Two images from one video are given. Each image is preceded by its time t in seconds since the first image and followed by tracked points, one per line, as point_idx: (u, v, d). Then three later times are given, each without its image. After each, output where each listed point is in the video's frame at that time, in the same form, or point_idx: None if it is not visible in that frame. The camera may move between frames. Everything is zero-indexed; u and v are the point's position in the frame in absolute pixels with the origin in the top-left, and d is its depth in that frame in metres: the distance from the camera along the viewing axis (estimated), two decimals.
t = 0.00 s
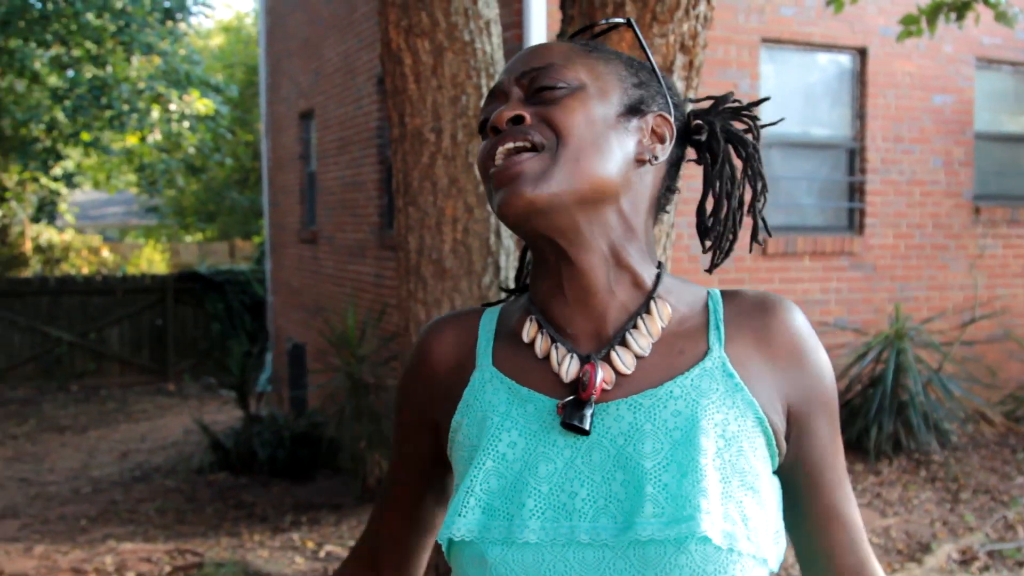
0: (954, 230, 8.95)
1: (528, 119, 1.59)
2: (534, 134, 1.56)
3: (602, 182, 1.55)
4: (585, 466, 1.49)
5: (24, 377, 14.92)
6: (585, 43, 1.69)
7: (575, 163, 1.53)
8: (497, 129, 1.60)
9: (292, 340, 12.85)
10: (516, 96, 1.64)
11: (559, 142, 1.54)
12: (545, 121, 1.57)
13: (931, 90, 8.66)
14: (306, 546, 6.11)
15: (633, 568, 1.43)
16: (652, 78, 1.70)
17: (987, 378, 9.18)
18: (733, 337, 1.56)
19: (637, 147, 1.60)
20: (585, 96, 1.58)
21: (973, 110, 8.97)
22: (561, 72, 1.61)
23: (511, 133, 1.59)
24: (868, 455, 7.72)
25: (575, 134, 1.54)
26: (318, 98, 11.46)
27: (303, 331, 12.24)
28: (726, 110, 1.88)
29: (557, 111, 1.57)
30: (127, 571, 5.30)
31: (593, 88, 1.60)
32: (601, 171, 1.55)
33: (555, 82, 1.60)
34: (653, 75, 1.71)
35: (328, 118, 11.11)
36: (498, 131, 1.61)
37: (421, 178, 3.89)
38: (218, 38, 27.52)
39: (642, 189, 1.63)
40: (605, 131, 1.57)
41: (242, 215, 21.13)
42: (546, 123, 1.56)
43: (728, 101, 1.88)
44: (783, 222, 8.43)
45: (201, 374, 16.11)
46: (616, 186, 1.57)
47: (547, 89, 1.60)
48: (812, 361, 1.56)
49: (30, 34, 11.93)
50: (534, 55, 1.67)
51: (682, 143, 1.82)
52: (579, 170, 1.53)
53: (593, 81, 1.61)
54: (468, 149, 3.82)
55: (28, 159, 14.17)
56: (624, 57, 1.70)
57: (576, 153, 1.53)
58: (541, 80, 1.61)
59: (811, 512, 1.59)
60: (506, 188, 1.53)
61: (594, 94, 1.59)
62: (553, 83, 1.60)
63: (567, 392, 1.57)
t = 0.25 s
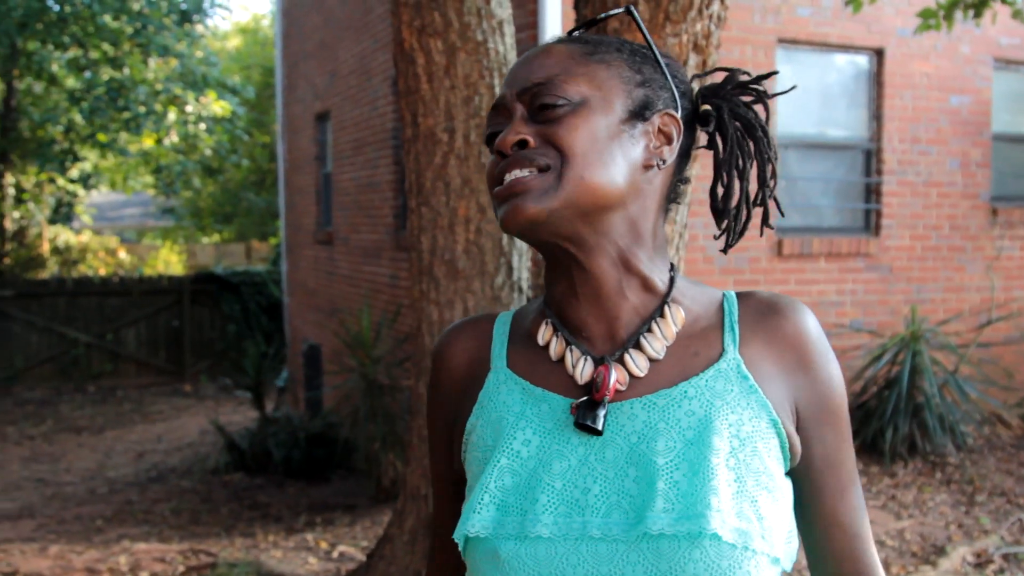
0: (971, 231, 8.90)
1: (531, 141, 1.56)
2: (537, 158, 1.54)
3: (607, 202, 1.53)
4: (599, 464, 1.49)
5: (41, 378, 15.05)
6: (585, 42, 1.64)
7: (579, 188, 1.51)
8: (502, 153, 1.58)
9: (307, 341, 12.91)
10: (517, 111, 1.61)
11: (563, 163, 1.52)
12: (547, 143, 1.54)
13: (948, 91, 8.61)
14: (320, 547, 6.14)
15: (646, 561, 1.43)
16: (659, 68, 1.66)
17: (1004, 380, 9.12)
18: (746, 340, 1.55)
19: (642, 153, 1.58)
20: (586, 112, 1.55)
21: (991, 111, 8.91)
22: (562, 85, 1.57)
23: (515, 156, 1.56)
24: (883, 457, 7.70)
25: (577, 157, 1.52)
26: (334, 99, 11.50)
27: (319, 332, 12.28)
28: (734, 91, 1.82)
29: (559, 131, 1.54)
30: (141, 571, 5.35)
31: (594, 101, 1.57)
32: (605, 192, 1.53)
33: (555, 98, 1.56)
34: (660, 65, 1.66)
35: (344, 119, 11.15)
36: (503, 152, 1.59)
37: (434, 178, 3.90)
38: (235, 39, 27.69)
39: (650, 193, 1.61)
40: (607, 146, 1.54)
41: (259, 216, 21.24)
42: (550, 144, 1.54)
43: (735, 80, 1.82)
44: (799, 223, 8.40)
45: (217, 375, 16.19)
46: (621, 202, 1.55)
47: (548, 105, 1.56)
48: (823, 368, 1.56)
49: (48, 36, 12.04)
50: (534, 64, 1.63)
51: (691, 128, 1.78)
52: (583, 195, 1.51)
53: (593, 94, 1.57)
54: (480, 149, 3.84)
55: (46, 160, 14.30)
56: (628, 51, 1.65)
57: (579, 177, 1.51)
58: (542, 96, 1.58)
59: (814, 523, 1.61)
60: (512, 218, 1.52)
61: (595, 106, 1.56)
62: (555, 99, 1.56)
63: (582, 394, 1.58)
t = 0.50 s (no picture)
0: (983, 230, 8.86)
1: (523, 146, 1.54)
2: (529, 165, 1.52)
3: (600, 208, 1.52)
4: (598, 462, 1.51)
5: (53, 376, 15.13)
6: (582, 35, 1.60)
7: (571, 197, 1.49)
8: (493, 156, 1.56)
9: (319, 340, 12.95)
10: (511, 112, 1.58)
11: (554, 170, 1.50)
12: (539, 148, 1.52)
13: (960, 89, 8.57)
14: (329, 545, 6.17)
15: (643, 560, 1.44)
16: (659, 59, 1.62)
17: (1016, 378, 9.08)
18: (747, 340, 1.55)
19: (639, 152, 1.55)
20: (580, 115, 1.53)
21: (1003, 109, 8.87)
22: (555, 87, 1.54)
23: (507, 162, 1.54)
24: (894, 456, 7.69)
25: (569, 164, 1.50)
26: (345, 98, 11.52)
27: (330, 331, 12.32)
28: (739, 77, 1.76)
29: (552, 136, 1.52)
30: (152, 569, 5.39)
31: (588, 104, 1.54)
32: (599, 199, 1.51)
33: (548, 101, 1.53)
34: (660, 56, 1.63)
35: (355, 118, 11.18)
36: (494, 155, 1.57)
37: (442, 175, 3.91)
38: (247, 38, 27.79)
39: (648, 191, 1.59)
40: (601, 150, 1.52)
41: (271, 216, 21.34)
42: (541, 150, 1.52)
43: (740, 65, 1.76)
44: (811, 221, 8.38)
45: (228, 373, 16.25)
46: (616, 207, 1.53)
47: (541, 108, 1.54)
48: (826, 366, 1.54)
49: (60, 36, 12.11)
50: (528, 60, 1.59)
51: (695, 118, 1.74)
52: (576, 203, 1.50)
53: (588, 96, 1.54)
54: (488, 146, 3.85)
55: (58, 159, 14.36)
56: (626, 43, 1.61)
57: (571, 186, 1.50)
58: (535, 98, 1.55)
59: (815, 523, 1.59)
60: (505, 227, 1.51)
61: (590, 108, 1.54)
62: (548, 101, 1.53)
63: (581, 391, 1.58)
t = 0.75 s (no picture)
0: (993, 229, 8.83)
1: (524, 143, 1.52)
2: (530, 163, 1.51)
3: (604, 207, 1.51)
4: (600, 464, 1.51)
5: (62, 372, 15.20)
6: (586, 26, 1.59)
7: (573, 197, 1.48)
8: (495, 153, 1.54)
9: (327, 337, 12.97)
10: (513, 107, 1.56)
11: (556, 169, 1.49)
12: (541, 146, 1.51)
13: (970, 87, 8.53)
14: (335, 542, 6.18)
15: (646, 563, 1.45)
16: (667, 52, 1.61)
17: None
18: (753, 340, 1.55)
19: (644, 149, 1.54)
20: (583, 112, 1.51)
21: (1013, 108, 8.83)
22: (558, 83, 1.53)
23: (507, 159, 1.53)
24: (902, 455, 7.66)
25: (571, 162, 1.49)
26: (354, 95, 11.53)
27: (338, 328, 12.35)
28: (753, 67, 1.74)
29: (554, 133, 1.50)
30: (157, 565, 5.41)
31: (592, 100, 1.52)
32: (602, 198, 1.50)
33: (551, 96, 1.52)
34: (669, 47, 1.61)
35: (365, 115, 11.18)
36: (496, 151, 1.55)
37: (448, 172, 3.92)
38: (258, 36, 27.83)
39: (653, 188, 1.58)
40: (605, 148, 1.50)
41: (280, 213, 21.40)
42: (542, 148, 1.51)
43: (755, 54, 1.74)
44: (819, 220, 8.37)
45: (237, 370, 16.30)
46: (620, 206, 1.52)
47: (544, 105, 1.52)
48: (830, 365, 1.57)
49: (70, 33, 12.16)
50: (531, 54, 1.57)
51: (705, 109, 1.73)
52: (578, 203, 1.49)
53: (591, 91, 1.53)
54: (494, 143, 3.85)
55: (68, 156, 14.42)
56: (633, 35, 1.59)
57: (574, 185, 1.48)
58: (537, 93, 1.54)
59: (805, 521, 1.60)
60: (507, 226, 1.51)
61: (593, 105, 1.52)
62: (552, 98, 1.52)
63: (583, 390, 1.58)
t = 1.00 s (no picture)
0: (1002, 228, 8.79)
1: (519, 142, 1.52)
2: (525, 161, 1.50)
3: (600, 208, 1.50)
4: (602, 475, 1.50)
5: (70, 371, 15.23)
6: (587, 23, 1.58)
7: (568, 197, 1.48)
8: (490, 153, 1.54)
9: (335, 336, 12.99)
10: (509, 106, 1.56)
11: (552, 170, 1.48)
12: (536, 145, 1.50)
13: (979, 86, 8.49)
14: (342, 542, 6.19)
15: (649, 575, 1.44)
16: (670, 50, 1.60)
17: None
18: (757, 344, 1.54)
19: (643, 149, 1.53)
20: (580, 110, 1.50)
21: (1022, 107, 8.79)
22: (556, 81, 1.52)
23: (502, 157, 1.53)
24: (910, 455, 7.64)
25: (566, 162, 1.48)
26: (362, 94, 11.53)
27: (346, 327, 12.36)
28: (757, 67, 1.74)
29: (550, 133, 1.49)
30: (164, 564, 5.42)
31: (589, 98, 1.52)
32: (599, 198, 1.49)
33: (548, 94, 1.52)
34: (672, 47, 1.61)
35: (372, 114, 11.19)
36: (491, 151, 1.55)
37: (455, 172, 3.91)
38: (266, 35, 27.88)
39: (652, 190, 1.57)
40: (601, 147, 1.50)
41: (288, 212, 21.45)
42: (538, 148, 1.50)
43: (761, 54, 1.74)
44: (828, 219, 8.35)
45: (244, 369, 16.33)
46: (617, 207, 1.52)
47: (540, 102, 1.52)
48: (842, 366, 1.54)
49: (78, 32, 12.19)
50: (529, 50, 1.57)
51: (709, 108, 1.72)
52: (573, 203, 1.48)
53: (589, 90, 1.52)
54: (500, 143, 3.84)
55: (76, 155, 14.44)
56: (634, 33, 1.58)
57: (569, 185, 1.48)
58: (533, 91, 1.53)
59: (820, 526, 1.59)
60: (501, 226, 1.50)
61: (590, 104, 1.51)
62: (547, 97, 1.51)
63: (583, 399, 1.58)
